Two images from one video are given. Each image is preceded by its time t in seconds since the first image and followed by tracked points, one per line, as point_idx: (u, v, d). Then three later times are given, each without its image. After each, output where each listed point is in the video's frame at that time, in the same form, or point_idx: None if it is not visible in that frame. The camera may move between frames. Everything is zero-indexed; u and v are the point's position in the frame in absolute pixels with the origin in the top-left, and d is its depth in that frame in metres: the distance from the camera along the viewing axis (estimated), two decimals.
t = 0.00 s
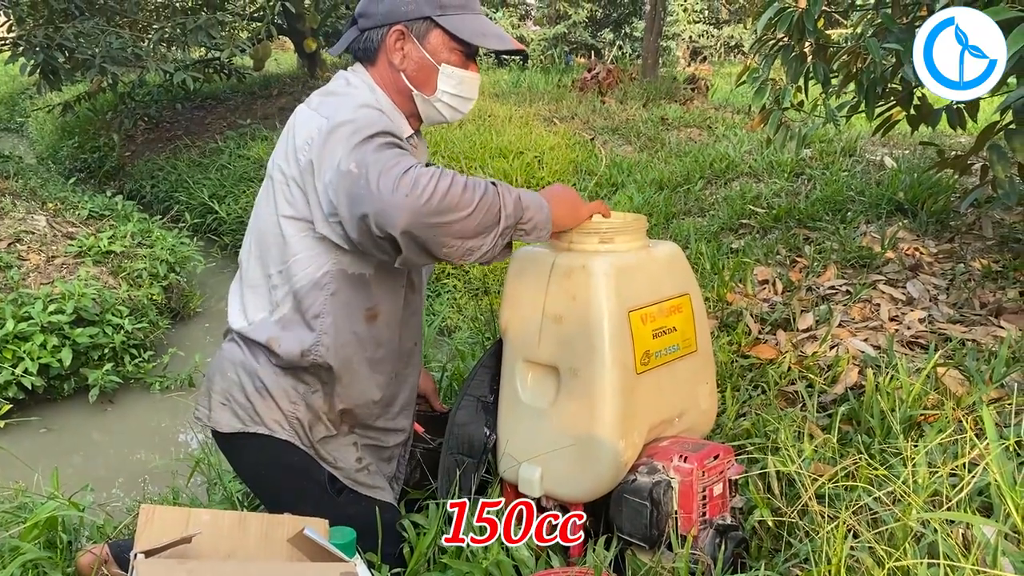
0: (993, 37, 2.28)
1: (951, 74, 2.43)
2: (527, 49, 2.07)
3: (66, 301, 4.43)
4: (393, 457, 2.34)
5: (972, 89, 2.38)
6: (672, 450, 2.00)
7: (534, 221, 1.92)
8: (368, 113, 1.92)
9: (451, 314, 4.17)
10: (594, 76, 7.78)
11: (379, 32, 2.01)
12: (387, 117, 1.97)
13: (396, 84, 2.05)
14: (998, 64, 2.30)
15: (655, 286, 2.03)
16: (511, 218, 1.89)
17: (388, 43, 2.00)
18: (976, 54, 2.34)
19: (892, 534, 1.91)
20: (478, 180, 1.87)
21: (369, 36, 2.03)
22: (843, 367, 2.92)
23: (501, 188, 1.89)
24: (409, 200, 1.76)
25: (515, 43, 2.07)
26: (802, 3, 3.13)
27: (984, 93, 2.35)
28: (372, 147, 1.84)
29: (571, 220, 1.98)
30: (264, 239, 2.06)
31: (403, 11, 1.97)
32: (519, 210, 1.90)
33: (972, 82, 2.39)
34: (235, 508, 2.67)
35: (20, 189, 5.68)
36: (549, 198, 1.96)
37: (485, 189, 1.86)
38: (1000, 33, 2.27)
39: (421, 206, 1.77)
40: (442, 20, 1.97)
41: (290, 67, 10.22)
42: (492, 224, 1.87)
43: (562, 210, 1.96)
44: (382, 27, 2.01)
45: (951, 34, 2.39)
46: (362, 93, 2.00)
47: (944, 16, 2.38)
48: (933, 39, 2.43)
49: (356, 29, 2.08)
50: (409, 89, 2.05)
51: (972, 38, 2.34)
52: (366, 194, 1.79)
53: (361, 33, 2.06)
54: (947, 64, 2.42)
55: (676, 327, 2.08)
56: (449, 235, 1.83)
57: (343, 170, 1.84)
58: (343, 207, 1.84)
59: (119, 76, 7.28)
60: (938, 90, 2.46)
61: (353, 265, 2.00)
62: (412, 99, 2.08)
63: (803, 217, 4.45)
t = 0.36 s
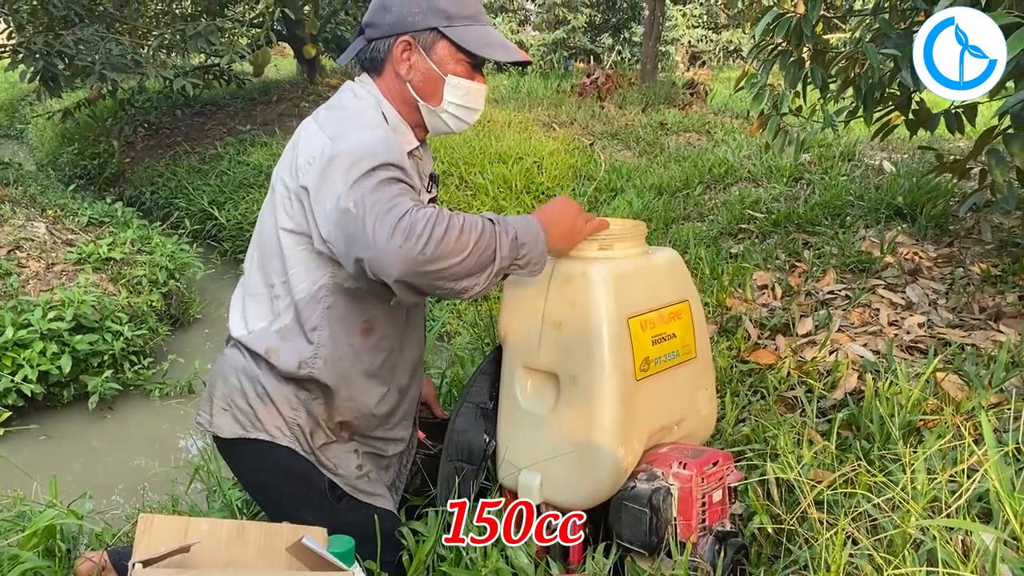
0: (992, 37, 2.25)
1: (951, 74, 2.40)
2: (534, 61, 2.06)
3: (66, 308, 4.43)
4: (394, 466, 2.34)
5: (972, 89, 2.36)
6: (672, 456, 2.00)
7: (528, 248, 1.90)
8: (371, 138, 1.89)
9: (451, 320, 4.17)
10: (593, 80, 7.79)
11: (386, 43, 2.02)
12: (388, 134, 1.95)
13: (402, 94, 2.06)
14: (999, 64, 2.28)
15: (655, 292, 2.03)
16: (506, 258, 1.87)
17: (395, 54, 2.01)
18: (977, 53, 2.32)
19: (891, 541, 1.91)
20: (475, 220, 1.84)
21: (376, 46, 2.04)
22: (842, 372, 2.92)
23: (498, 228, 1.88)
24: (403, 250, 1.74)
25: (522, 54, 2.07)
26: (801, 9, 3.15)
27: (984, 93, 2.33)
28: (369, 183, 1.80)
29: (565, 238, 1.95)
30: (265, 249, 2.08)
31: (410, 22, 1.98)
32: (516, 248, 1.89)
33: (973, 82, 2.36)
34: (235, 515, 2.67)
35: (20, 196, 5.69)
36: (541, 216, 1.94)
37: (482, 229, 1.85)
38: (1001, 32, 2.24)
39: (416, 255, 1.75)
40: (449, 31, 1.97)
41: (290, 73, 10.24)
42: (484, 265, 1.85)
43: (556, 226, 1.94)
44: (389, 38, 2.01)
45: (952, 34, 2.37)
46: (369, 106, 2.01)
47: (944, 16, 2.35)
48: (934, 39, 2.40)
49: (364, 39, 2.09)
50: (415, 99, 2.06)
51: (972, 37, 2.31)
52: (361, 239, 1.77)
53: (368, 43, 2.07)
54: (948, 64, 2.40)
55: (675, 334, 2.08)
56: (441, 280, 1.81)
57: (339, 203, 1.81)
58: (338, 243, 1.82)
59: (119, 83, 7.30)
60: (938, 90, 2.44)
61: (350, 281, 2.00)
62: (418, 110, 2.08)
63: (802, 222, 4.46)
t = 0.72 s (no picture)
0: (992, 36, 2.20)
1: (950, 74, 2.34)
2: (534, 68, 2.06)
3: (68, 314, 4.44)
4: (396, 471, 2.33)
5: (972, 89, 2.30)
6: (674, 459, 1.99)
7: (529, 242, 1.89)
8: (366, 147, 1.89)
9: (452, 324, 4.17)
10: (594, 84, 7.80)
11: (386, 47, 2.02)
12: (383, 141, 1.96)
13: (401, 98, 2.06)
14: (999, 64, 2.22)
15: (656, 295, 2.03)
16: (507, 257, 1.86)
17: (394, 59, 2.01)
18: (977, 53, 2.27)
19: (893, 542, 1.91)
20: (472, 224, 1.83)
21: (375, 50, 2.04)
22: (844, 374, 2.92)
23: (494, 229, 1.86)
24: (402, 263, 1.73)
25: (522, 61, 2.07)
26: (800, 11, 3.15)
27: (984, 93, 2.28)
28: (365, 193, 1.80)
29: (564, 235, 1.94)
30: (264, 254, 2.09)
31: (409, 26, 1.98)
32: (515, 245, 1.87)
33: (973, 82, 2.31)
34: (237, 520, 2.67)
35: (22, 203, 5.70)
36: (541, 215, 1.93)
37: (480, 230, 1.83)
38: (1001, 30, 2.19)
39: (414, 267, 1.74)
40: (448, 37, 1.97)
41: (291, 78, 10.26)
42: (488, 266, 1.84)
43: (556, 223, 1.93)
44: (388, 42, 2.02)
45: (952, 33, 2.31)
46: (365, 112, 2.02)
47: (944, 15, 2.29)
48: (933, 39, 2.34)
49: (363, 42, 2.09)
50: (414, 104, 2.06)
51: (972, 37, 2.26)
52: (360, 251, 1.76)
53: (368, 46, 2.07)
54: (946, 65, 2.35)
55: (676, 336, 2.08)
56: (440, 292, 1.80)
57: (336, 216, 1.81)
58: (336, 254, 1.81)
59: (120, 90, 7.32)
60: (937, 90, 2.38)
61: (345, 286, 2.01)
62: (416, 114, 2.09)
63: (803, 224, 4.47)
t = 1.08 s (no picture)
0: (991, 36, 2.24)
1: (951, 74, 2.39)
2: (532, 79, 2.08)
3: (70, 321, 4.43)
4: (399, 477, 2.33)
5: (973, 88, 2.35)
6: (678, 466, 1.99)
7: (525, 284, 1.92)
8: (364, 167, 1.89)
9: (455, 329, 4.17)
10: (595, 89, 7.81)
11: (384, 57, 2.03)
12: (383, 156, 1.96)
13: (400, 107, 2.08)
14: (999, 64, 2.26)
15: (662, 302, 2.03)
16: (501, 300, 1.90)
17: (393, 69, 2.02)
18: (977, 53, 2.30)
19: (899, 552, 1.90)
20: (469, 264, 1.85)
21: (374, 60, 2.05)
22: (848, 380, 2.92)
23: (491, 267, 1.89)
24: (398, 302, 1.76)
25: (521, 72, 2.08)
26: (802, 17, 3.15)
27: (986, 93, 2.32)
28: (366, 220, 1.80)
29: (561, 265, 1.97)
30: (263, 265, 2.09)
31: (408, 36, 1.99)
32: (510, 288, 1.90)
33: (973, 82, 2.35)
34: (240, 528, 2.68)
35: (26, 210, 5.71)
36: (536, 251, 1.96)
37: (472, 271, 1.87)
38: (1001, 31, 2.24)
39: (410, 305, 1.77)
40: (447, 48, 1.98)
41: (292, 84, 10.29)
42: (478, 306, 1.87)
43: (551, 254, 1.96)
44: (387, 52, 2.03)
45: (952, 35, 2.36)
46: (363, 123, 2.03)
47: (944, 16, 2.34)
48: (933, 39, 2.39)
49: (363, 51, 2.09)
50: (413, 113, 2.08)
51: (972, 37, 2.30)
52: (358, 282, 1.77)
53: (367, 55, 2.08)
54: (947, 65, 2.39)
55: (682, 344, 2.08)
56: (434, 327, 1.83)
57: (335, 239, 1.81)
58: (333, 281, 1.83)
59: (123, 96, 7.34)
60: (938, 90, 2.44)
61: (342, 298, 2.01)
62: (415, 124, 2.10)
63: (805, 229, 4.47)
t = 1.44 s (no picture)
0: (991, 36, 2.35)
1: (951, 74, 2.50)
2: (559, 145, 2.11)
3: (99, 360, 4.49)
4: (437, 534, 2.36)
5: (973, 89, 2.47)
6: (712, 527, 2.02)
7: (538, 368, 2.00)
8: (392, 250, 1.94)
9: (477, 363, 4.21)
10: (606, 105, 7.84)
11: (415, 128, 2.06)
12: (409, 237, 2.01)
13: (429, 176, 2.11)
14: (999, 64, 2.38)
15: (687, 365, 2.07)
16: (514, 386, 1.97)
17: (424, 140, 2.06)
18: (977, 53, 2.42)
19: None
20: (481, 356, 1.93)
21: (405, 131, 2.08)
22: (873, 417, 2.94)
23: (505, 356, 1.96)
24: (413, 402, 1.85)
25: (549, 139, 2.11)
26: (819, 53, 3.17)
27: (985, 92, 2.42)
28: (387, 315, 1.87)
29: (575, 338, 2.01)
30: (297, 333, 2.15)
31: (438, 109, 2.02)
32: (524, 372, 1.98)
33: (972, 82, 2.46)
34: None
35: (49, 246, 5.79)
36: (548, 326, 2.03)
37: (488, 361, 1.94)
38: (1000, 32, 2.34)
39: (425, 404, 1.86)
40: (477, 120, 2.01)
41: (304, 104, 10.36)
42: (492, 392, 1.95)
43: (565, 329, 2.01)
44: (418, 123, 2.06)
45: (952, 35, 2.45)
46: (393, 195, 2.08)
47: (944, 16, 2.43)
48: (934, 39, 2.49)
49: (394, 121, 2.13)
50: (442, 182, 2.11)
51: (972, 37, 2.41)
52: (377, 377, 1.86)
53: (398, 126, 2.11)
54: (948, 64, 2.50)
55: (709, 403, 2.11)
56: (451, 418, 1.92)
57: (357, 332, 1.89)
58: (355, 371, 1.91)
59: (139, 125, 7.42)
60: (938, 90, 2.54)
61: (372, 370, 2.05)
62: (444, 191, 2.13)
63: (823, 251, 4.48)
